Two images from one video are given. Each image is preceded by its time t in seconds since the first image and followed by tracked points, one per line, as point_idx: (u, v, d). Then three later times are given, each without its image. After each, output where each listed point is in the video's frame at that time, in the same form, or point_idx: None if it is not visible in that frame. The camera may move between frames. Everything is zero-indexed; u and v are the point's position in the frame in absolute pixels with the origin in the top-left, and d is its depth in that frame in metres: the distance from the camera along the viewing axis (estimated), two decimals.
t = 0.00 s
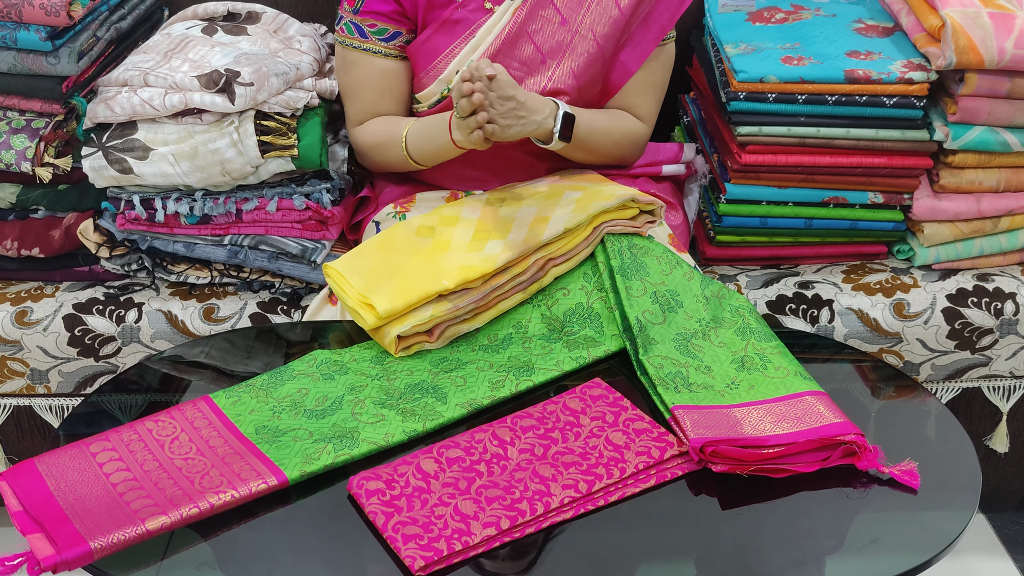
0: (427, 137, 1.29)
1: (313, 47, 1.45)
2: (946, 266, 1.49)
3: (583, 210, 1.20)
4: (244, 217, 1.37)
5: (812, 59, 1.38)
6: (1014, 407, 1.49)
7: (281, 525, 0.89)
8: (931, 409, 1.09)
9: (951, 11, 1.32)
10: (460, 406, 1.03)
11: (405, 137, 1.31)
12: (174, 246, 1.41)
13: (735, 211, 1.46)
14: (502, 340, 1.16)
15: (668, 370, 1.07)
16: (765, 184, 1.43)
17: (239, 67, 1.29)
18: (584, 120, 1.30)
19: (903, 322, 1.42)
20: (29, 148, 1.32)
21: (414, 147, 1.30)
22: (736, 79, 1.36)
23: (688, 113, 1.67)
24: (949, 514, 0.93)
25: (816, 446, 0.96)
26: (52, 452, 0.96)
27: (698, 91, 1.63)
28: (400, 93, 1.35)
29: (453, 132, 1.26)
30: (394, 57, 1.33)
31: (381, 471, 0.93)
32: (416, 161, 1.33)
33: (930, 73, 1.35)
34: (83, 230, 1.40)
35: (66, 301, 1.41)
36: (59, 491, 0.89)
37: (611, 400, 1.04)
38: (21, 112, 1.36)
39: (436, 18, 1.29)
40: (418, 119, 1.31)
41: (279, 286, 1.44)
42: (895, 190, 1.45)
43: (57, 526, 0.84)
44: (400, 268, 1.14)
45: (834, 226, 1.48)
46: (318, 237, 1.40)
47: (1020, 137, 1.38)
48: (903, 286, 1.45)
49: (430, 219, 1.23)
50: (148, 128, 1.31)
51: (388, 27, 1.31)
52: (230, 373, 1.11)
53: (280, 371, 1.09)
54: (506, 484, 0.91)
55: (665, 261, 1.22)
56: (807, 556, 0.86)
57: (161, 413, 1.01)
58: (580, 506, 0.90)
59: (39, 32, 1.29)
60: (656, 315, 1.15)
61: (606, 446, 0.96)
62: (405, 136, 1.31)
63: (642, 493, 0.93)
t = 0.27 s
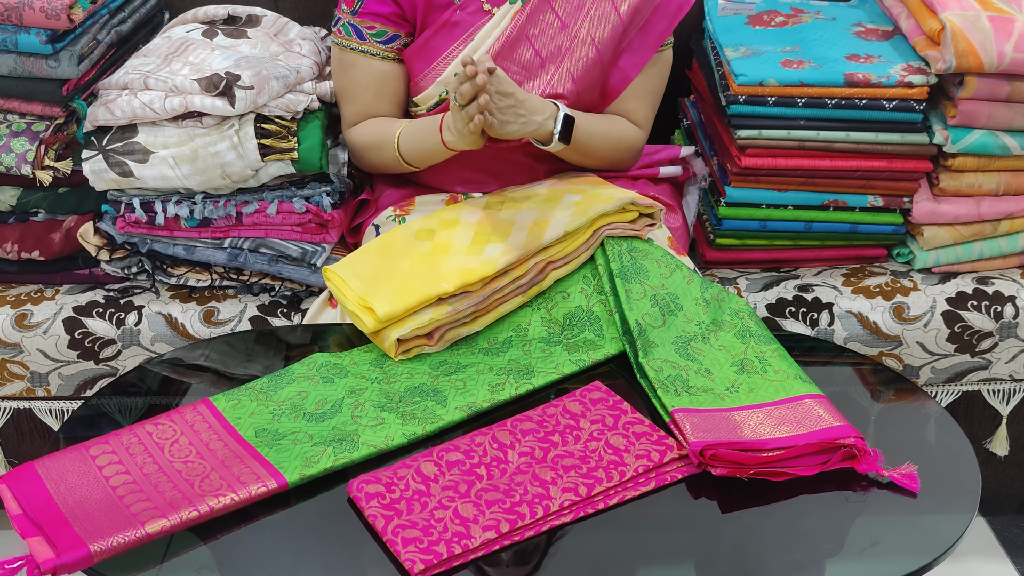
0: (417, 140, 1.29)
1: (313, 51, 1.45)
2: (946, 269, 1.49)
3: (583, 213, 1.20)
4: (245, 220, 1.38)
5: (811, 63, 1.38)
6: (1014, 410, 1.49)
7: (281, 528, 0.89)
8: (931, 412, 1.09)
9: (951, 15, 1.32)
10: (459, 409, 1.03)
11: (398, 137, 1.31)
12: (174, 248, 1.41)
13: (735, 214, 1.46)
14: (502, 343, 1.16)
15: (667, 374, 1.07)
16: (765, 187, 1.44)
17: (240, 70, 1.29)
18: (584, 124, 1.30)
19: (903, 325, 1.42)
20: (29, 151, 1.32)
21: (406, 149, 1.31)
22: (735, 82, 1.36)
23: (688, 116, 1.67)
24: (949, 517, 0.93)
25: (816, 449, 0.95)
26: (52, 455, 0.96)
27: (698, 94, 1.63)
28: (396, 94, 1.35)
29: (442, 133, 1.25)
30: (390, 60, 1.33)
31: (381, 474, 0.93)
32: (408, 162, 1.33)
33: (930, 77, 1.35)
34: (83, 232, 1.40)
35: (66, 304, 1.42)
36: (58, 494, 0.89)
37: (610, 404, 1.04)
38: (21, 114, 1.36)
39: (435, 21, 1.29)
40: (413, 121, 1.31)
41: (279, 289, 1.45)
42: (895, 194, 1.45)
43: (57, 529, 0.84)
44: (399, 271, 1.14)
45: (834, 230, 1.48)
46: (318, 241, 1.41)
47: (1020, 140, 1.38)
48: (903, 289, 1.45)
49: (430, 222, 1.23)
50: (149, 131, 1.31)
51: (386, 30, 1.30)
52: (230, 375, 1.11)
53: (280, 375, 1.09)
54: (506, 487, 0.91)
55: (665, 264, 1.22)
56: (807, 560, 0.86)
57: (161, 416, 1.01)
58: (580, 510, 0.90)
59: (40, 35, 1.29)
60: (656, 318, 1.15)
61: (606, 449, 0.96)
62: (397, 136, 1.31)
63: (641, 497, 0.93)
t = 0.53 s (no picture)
0: (381, 131, 1.28)
1: (313, 53, 1.45)
2: (946, 272, 1.49)
3: (583, 215, 1.20)
4: (245, 222, 1.38)
5: (811, 64, 1.38)
6: (1014, 412, 1.49)
7: (282, 530, 0.89)
8: (932, 414, 1.09)
9: (951, 17, 1.33)
10: (460, 411, 1.03)
11: (364, 128, 1.31)
12: (174, 251, 1.41)
13: (735, 216, 1.46)
14: (503, 345, 1.16)
15: (668, 376, 1.07)
16: (765, 189, 1.44)
17: (240, 72, 1.29)
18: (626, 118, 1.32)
19: (903, 327, 1.42)
20: (30, 153, 1.32)
21: (371, 139, 1.31)
22: (736, 85, 1.36)
23: (688, 118, 1.67)
24: (949, 519, 0.93)
25: (816, 451, 0.95)
26: (52, 457, 0.95)
27: (697, 97, 1.63)
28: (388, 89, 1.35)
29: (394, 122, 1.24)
30: (383, 57, 1.33)
31: (381, 476, 0.92)
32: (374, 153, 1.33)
33: (930, 79, 1.35)
34: (84, 235, 1.40)
35: (66, 307, 1.42)
36: (59, 496, 0.89)
37: (611, 406, 1.03)
38: (21, 117, 1.36)
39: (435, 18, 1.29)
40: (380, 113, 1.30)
41: (279, 292, 1.45)
42: (896, 196, 1.45)
43: (57, 532, 0.84)
44: (400, 273, 1.14)
45: (834, 232, 1.48)
46: (319, 243, 1.41)
47: (1021, 142, 1.38)
48: (903, 291, 1.45)
49: (430, 224, 1.23)
50: (149, 134, 1.31)
51: (378, 27, 1.31)
52: (230, 378, 1.11)
53: (280, 377, 1.09)
54: (506, 490, 0.91)
55: (665, 266, 1.22)
56: (808, 562, 0.86)
57: (161, 418, 1.01)
58: (581, 512, 0.90)
59: (40, 38, 1.29)
60: (656, 321, 1.15)
61: (607, 451, 0.96)
62: (363, 127, 1.31)
63: (642, 499, 0.93)
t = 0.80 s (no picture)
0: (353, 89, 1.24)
1: (312, 55, 1.45)
2: (945, 273, 1.49)
3: (582, 217, 1.20)
4: (243, 225, 1.38)
5: (810, 66, 1.38)
6: (1013, 414, 1.49)
7: (280, 533, 0.89)
8: (932, 416, 1.09)
9: (949, 18, 1.32)
10: (458, 413, 1.03)
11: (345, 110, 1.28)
12: (172, 253, 1.41)
13: (734, 218, 1.46)
14: (502, 347, 1.16)
15: (667, 378, 1.07)
16: (764, 191, 1.44)
17: (238, 75, 1.29)
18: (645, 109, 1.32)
19: (902, 329, 1.42)
20: (28, 156, 1.32)
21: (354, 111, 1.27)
22: (734, 86, 1.36)
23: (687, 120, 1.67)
24: (949, 521, 0.93)
25: (815, 453, 0.95)
26: (49, 460, 0.95)
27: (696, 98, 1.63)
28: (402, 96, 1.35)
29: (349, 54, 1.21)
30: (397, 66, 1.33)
31: (379, 479, 0.92)
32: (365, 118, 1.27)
33: (928, 81, 1.35)
34: (82, 237, 1.39)
35: (64, 309, 1.41)
36: (56, 500, 0.89)
37: (610, 408, 1.03)
38: (19, 119, 1.36)
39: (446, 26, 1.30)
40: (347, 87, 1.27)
41: (278, 294, 1.44)
42: (894, 197, 1.45)
43: (55, 535, 0.84)
44: (399, 275, 1.14)
45: (833, 233, 1.48)
46: (317, 245, 1.40)
47: (1019, 143, 1.38)
48: (902, 293, 1.45)
49: (428, 226, 1.22)
50: (147, 136, 1.31)
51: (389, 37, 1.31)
52: (229, 380, 1.11)
53: (279, 379, 1.09)
54: (505, 492, 0.90)
55: (664, 268, 1.22)
56: (807, 564, 0.86)
57: (159, 421, 1.01)
58: (580, 514, 0.90)
59: (37, 40, 1.29)
60: (655, 323, 1.15)
61: (605, 454, 0.96)
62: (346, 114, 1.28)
63: (641, 501, 0.93)
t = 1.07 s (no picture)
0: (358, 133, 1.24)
1: (311, 57, 1.45)
2: (946, 274, 1.49)
3: (581, 219, 1.20)
4: (242, 227, 1.37)
5: (809, 68, 1.38)
6: (1014, 414, 1.49)
7: (280, 536, 0.89)
8: (932, 417, 1.09)
9: (949, 19, 1.32)
10: (458, 415, 1.03)
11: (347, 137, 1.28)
12: (172, 256, 1.41)
13: (733, 219, 1.46)
14: (502, 349, 1.16)
15: (667, 379, 1.07)
16: (764, 192, 1.44)
17: (238, 77, 1.29)
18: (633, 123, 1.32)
19: (902, 330, 1.42)
20: (27, 159, 1.32)
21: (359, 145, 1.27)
22: (734, 88, 1.36)
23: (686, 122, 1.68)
24: (949, 522, 0.93)
25: (815, 455, 0.95)
26: (49, 463, 0.95)
27: (695, 100, 1.63)
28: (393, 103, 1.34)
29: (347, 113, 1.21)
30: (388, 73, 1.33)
31: (379, 481, 0.92)
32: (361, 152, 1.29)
33: (928, 82, 1.35)
34: (80, 241, 1.39)
35: (64, 312, 1.41)
36: (55, 503, 0.88)
37: (610, 410, 1.03)
38: (19, 122, 1.36)
39: (445, 31, 1.30)
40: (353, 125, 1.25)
41: (277, 296, 1.44)
42: (894, 198, 1.45)
43: (54, 538, 0.84)
44: (398, 277, 1.14)
45: (833, 234, 1.48)
46: (316, 248, 1.40)
47: (1019, 144, 1.38)
48: (902, 294, 1.45)
49: (428, 229, 1.22)
50: (146, 138, 1.31)
51: (381, 43, 1.30)
52: (228, 383, 1.11)
53: (278, 382, 1.09)
54: (505, 494, 0.90)
55: (664, 269, 1.22)
56: (808, 566, 0.86)
57: (159, 424, 1.01)
58: (580, 516, 0.90)
59: (36, 42, 1.29)
60: (655, 324, 1.14)
61: (605, 456, 0.95)
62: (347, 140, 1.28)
63: (641, 503, 0.93)
